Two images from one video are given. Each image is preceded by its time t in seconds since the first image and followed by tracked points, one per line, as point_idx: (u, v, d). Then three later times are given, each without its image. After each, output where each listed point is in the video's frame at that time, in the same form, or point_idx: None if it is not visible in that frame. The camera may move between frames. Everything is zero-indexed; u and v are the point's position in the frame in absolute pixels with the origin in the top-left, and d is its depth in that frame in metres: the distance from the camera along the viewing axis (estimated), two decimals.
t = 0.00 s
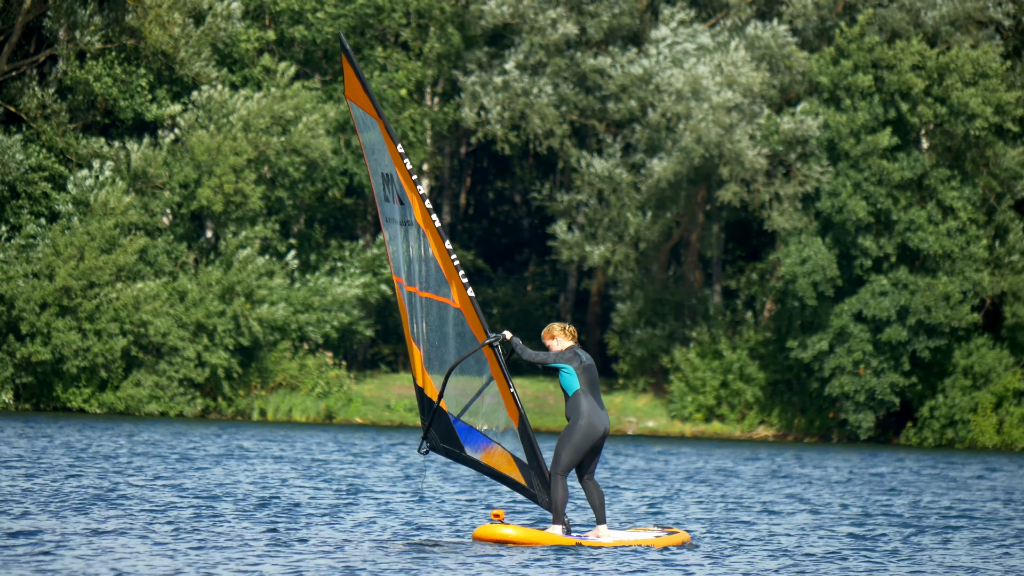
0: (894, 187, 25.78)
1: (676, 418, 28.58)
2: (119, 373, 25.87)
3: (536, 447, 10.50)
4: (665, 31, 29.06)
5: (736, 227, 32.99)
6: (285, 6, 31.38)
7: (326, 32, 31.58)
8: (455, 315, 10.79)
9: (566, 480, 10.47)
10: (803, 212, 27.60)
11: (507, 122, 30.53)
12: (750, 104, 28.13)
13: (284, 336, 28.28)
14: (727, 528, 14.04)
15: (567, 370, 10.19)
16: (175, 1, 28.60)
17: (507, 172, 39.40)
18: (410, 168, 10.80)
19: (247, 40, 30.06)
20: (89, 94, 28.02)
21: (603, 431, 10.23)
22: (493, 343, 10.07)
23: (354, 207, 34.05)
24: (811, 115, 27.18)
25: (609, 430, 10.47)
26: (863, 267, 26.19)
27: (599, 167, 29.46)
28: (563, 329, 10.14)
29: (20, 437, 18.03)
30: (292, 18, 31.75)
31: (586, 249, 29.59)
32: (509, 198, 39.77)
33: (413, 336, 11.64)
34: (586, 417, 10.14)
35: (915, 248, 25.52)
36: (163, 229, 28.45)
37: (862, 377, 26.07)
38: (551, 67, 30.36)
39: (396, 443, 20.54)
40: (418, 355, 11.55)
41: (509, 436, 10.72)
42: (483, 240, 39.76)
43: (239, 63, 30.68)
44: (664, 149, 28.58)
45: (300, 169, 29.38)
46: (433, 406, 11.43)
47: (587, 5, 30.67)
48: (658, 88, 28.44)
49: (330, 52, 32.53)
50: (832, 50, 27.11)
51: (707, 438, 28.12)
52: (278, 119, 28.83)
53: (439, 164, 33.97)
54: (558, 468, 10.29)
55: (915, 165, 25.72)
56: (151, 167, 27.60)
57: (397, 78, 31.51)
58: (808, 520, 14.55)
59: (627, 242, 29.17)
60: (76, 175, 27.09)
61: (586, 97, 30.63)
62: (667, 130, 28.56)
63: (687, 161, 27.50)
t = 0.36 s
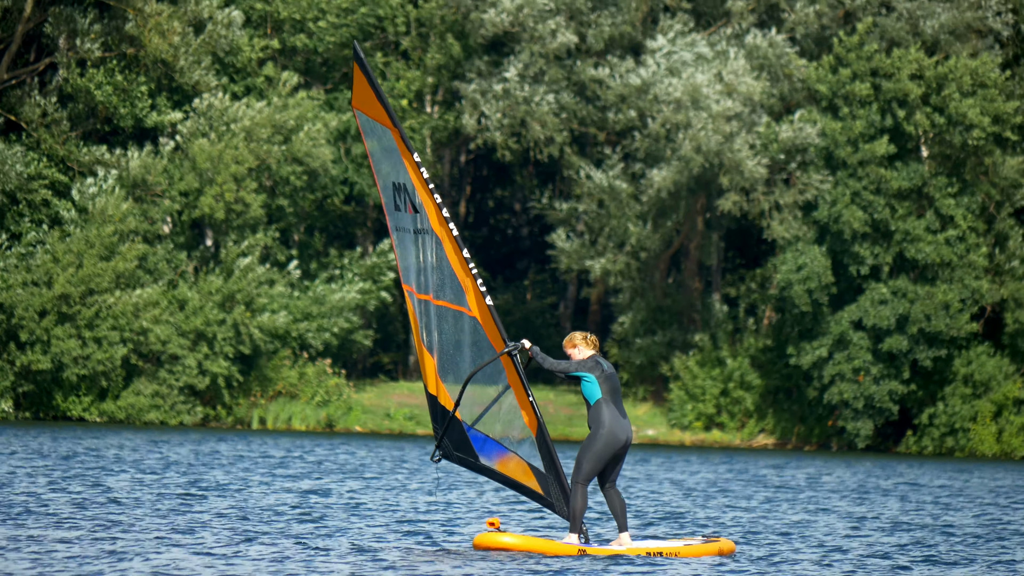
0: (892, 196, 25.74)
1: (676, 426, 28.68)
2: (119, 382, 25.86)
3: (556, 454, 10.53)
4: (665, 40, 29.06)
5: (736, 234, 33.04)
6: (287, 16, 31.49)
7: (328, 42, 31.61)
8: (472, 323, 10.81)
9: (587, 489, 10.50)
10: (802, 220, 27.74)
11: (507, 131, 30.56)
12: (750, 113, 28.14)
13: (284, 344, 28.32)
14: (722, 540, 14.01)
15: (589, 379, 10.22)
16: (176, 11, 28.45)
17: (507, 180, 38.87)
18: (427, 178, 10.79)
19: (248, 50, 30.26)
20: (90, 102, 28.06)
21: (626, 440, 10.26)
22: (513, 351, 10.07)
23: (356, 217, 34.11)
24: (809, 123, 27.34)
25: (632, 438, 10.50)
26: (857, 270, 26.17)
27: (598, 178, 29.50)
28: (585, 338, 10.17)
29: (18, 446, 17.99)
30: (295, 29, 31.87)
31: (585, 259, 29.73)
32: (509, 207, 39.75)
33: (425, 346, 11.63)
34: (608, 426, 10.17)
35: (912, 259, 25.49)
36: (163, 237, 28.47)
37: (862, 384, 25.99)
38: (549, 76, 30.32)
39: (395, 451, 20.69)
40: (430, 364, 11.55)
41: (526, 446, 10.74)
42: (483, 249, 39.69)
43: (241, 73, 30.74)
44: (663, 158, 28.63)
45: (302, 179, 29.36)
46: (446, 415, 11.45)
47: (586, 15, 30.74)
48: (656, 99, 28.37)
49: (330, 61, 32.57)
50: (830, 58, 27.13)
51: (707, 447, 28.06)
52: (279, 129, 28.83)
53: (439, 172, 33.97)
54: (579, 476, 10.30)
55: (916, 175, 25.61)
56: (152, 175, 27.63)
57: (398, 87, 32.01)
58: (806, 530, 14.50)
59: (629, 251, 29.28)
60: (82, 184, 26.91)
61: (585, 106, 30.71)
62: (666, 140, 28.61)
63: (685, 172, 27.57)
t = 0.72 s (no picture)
0: (889, 207, 25.91)
1: (674, 437, 28.70)
2: (117, 393, 25.86)
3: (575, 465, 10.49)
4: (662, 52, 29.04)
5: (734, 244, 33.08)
6: (289, 26, 30.94)
7: (327, 55, 31.34)
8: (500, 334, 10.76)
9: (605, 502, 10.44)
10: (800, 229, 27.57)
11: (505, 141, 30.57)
12: (749, 124, 28.13)
13: (281, 355, 28.32)
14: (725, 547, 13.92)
15: (611, 392, 10.20)
16: (173, 21, 28.33)
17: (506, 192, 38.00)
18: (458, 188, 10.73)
19: (246, 59, 30.09)
20: (88, 112, 27.98)
21: (646, 455, 10.21)
22: (535, 361, 10.05)
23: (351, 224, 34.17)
24: (805, 134, 27.29)
25: (654, 453, 10.44)
26: (854, 285, 26.25)
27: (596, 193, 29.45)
28: (609, 350, 10.25)
29: (19, 459, 17.98)
30: (295, 40, 31.51)
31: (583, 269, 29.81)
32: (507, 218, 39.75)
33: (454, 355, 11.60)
34: (628, 439, 10.14)
35: (905, 272, 25.62)
36: (160, 248, 28.45)
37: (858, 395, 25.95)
38: (549, 86, 30.54)
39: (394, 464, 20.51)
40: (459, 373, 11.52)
41: (549, 457, 10.69)
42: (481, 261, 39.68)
43: (239, 85, 30.47)
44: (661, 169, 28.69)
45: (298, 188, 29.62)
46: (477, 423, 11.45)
47: (583, 26, 30.87)
48: (655, 110, 28.40)
49: (329, 72, 32.32)
50: (827, 69, 27.18)
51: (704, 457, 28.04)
52: (277, 141, 28.82)
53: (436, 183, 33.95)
54: (597, 490, 10.26)
55: (911, 187, 25.71)
56: (149, 186, 27.57)
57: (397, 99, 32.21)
58: (804, 542, 14.45)
59: (626, 262, 29.25)
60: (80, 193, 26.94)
61: (581, 116, 30.84)
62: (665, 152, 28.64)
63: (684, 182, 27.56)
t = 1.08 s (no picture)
0: (888, 219, 25.91)
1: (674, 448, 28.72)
2: (116, 405, 25.87)
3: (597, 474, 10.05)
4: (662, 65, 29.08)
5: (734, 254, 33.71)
6: (290, 38, 30.62)
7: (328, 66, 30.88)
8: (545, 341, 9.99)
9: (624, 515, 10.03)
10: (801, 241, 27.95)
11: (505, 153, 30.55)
12: (748, 134, 28.20)
13: (281, 366, 28.42)
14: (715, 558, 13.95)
15: (636, 404, 9.74)
16: (173, 32, 28.27)
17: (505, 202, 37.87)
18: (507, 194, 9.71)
19: (245, 70, 29.95)
20: (88, 123, 27.95)
21: (667, 470, 9.78)
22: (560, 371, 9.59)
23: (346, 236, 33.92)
24: (806, 146, 27.56)
25: (676, 466, 10.00)
26: (853, 296, 26.32)
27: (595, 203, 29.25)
28: (637, 362, 9.73)
29: (23, 470, 18.01)
30: (295, 51, 31.11)
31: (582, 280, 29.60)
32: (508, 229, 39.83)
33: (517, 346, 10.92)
34: (649, 453, 9.71)
35: (902, 283, 25.64)
36: (160, 260, 28.45)
37: (858, 407, 25.96)
38: (549, 98, 30.45)
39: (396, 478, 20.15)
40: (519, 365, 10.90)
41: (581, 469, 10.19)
42: (480, 272, 39.50)
43: (239, 95, 30.23)
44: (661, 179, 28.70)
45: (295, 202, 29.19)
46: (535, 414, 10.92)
47: (582, 37, 30.77)
48: (655, 121, 28.44)
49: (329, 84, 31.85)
50: (827, 81, 27.04)
51: (704, 468, 27.96)
52: (276, 151, 28.71)
53: (436, 194, 34.00)
54: (614, 503, 9.86)
55: (909, 199, 25.70)
56: (149, 198, 27.56)
57: (397, 111, 31.92)
58: (798, 552, 14.47)
59: (625, 271, 29.20)
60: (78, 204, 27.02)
61: (581, 128, 30.88)
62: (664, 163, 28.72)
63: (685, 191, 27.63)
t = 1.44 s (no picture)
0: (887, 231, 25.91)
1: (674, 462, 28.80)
2: (115, 418, 25.88)
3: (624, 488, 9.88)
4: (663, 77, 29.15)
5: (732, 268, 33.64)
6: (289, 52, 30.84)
7: (326, 79, 31.15)
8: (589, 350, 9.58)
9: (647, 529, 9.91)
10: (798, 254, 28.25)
11: (502, 166, 30.67)
12: (746, 147, 28.50)
13: (279, 381, 28.41)
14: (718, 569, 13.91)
15: (655, 416, 9.71)
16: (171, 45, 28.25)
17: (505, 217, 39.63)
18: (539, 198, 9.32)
19: (243, 84, 30.09)
20: (86, 136, 27.90)
21: (687, 482, 9.72)
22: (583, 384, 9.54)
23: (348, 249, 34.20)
24: (804, 159, 27.65)
25: (696, 478, 9.95)
26: (853, 310, 26.38)
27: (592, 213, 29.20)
28: (655, 374, 9.77)
29: (27, 483, 18.00)
30: (293, 64, 31.36)
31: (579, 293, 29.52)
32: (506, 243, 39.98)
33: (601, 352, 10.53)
34: (670, 465, 9.63)
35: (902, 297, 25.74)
36: (159, 274, 28.48)
37: (857, 421, 26.01)
38: (546, 111, 30.43)
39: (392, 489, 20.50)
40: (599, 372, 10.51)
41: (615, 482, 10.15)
42: (478, 285, 39.77)
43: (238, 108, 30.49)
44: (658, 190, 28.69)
45: (294, 213, 29.56)
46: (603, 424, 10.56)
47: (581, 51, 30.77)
48: (653, 134, 28.51)
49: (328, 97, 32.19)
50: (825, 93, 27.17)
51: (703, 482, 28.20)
52: (272, 162, 28.93)
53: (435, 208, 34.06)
54: (637, 517, 9.75)
55: (908, 211, 25.83)
56: (148, 211, 27.60)
57: (397, 125, 32.20)
58: (798, 563, 14.48)
59: (622, 284, 29.18)
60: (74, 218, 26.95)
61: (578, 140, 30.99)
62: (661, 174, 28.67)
63: (683, 204, 27.76)
